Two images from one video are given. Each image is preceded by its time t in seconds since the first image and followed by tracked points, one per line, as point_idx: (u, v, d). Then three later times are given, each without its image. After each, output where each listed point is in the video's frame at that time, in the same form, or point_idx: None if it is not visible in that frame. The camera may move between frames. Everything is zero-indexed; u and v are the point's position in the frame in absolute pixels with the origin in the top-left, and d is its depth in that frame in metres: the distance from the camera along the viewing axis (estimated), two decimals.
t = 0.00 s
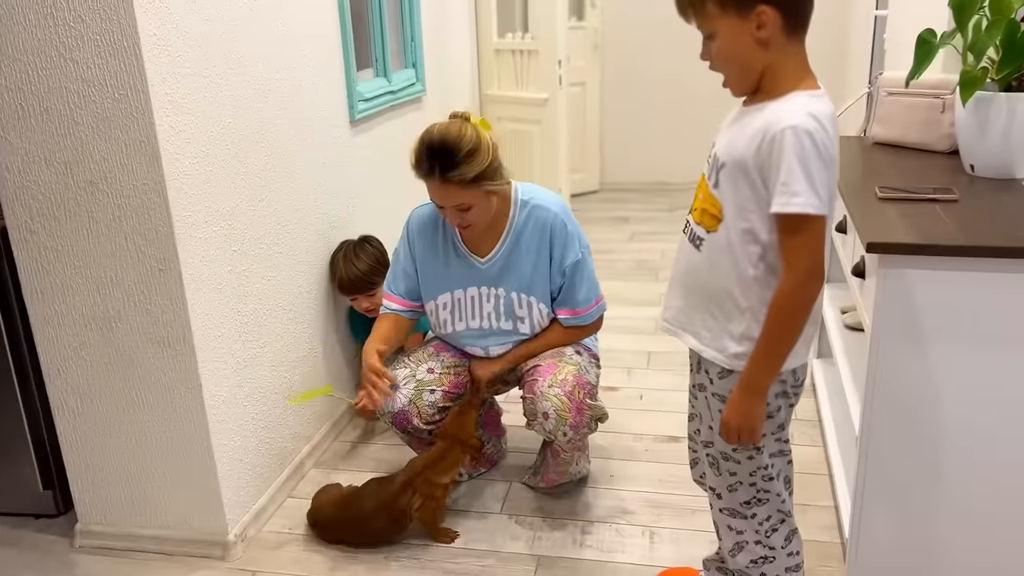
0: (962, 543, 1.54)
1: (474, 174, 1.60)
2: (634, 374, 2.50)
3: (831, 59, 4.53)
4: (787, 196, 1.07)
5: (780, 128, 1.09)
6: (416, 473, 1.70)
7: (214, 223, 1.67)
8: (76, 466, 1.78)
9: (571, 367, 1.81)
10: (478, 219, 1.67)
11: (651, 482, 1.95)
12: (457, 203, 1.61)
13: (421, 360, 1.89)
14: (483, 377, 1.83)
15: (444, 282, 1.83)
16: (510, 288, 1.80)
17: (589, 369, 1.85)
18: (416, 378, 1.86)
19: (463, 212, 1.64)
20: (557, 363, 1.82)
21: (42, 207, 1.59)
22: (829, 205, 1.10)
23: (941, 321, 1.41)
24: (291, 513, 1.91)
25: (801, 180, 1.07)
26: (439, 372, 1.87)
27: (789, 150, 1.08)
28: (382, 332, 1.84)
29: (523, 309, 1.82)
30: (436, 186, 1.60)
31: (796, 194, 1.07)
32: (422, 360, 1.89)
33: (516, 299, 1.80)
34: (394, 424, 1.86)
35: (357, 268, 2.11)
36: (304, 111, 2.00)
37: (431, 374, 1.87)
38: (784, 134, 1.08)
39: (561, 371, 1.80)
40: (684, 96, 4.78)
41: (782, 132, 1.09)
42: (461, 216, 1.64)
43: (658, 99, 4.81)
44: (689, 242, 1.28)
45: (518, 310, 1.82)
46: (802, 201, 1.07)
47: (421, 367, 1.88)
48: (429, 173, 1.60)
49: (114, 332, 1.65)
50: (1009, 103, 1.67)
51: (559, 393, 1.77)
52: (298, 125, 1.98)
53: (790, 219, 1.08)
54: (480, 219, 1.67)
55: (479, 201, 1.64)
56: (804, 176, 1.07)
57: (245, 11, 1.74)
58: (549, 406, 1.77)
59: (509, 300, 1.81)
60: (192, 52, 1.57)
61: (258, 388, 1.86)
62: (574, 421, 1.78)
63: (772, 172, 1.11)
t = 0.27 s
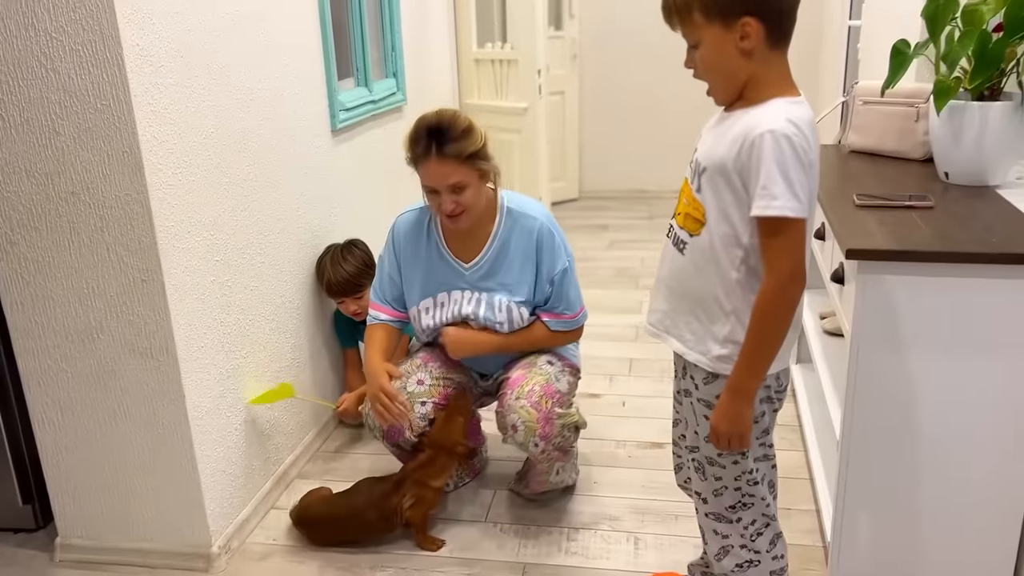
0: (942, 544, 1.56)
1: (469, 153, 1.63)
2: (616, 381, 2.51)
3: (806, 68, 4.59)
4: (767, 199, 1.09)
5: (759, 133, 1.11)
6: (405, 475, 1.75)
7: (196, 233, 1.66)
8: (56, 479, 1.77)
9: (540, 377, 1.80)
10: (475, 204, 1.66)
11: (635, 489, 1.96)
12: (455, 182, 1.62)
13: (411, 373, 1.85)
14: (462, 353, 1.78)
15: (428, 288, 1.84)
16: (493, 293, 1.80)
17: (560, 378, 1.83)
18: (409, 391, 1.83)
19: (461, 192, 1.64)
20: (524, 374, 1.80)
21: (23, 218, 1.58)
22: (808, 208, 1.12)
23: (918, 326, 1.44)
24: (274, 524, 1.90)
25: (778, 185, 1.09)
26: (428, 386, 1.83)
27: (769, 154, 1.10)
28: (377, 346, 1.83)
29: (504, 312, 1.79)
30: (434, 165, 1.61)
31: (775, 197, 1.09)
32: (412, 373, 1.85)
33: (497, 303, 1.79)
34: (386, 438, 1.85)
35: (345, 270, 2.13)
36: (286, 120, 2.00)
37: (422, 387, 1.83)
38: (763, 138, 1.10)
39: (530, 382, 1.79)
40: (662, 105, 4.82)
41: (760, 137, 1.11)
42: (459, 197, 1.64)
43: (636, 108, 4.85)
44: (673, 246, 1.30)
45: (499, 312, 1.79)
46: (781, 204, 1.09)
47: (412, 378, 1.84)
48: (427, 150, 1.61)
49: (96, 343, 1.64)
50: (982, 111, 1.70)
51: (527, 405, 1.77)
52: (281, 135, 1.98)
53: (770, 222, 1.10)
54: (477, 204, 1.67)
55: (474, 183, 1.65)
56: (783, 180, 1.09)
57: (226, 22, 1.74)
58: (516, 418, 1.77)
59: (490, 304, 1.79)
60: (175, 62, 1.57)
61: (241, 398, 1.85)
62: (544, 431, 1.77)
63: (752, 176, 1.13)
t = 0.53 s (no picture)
0: (928, 552, 1.57)
1: (471, 139, 1.71)
2: (603, 391, 2.51)
3: (790, 79, 4.63)
4: (749, 207, 1.10)
5: (741, 142, 1.12)
6: (406, 489, 1.78)
7: (182, 246, 1.66)
8: (40, 495, 1.75)
9: (526, 398, 1.80)
10: (469, 192, 1.72)
11: (623, 500, 1.96)
12: (454, 162, 1.68)
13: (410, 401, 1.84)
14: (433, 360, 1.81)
15: (415, 291, 1.83)
16: (479, 299, 1.80)
17: (546, 398, 1.83)
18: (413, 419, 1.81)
19: (458, 174, 1.70)
20: (508, 393, 1.80)
21: (8, 232, 1.57)
22: (791, 216, 1.13)
23: (902, 334, 1.45)
24: (261, 538, 1.89)
25: (759, 192, 1.10)
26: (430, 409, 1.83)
27: (751, 163, 1.11)
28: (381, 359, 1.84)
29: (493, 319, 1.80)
30: (436, 144, 1.68)
31: (757, 204, 1.10)
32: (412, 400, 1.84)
33: (485, 309, 1.79)
34: (396, 469, 1.80)
35: (342, 275, 2.13)
36: (272, 132, 2.00)
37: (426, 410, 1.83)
38: (744, 147, 1.11)
39: (516, 401, 1.79)
40: (648, 115, 4.84)
41: (742, 146, 1.12)
42: (455, 179, 1.70)
43: (621, 119, 4.87)
44: (659, 255, 1.31)
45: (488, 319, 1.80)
46: (764, 212, 1.09)
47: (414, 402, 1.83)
48: (430, 130, 1.68)
49: (81, 357, 1.63)
50: (962, 124, 1.71)
51: (512, 425, 1.77)
52: (267, 147, 1.98)
53: (753, 230, 1.11)
54: (473, 191, 1.73)
55: (471, 170, 1.72)
56: (765, 188, 1.10)
57: (213, 34, 1.74)
58: (502, 438, 1.77)
59: (478, 310, 1.80)
60: (161, 75, 1.57)
61: (227, 411, 1.84)
62: (528, 451, 1.78)
63: (734, 184, 1.14)
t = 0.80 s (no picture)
0: (920, 561, 1.57)
1: (459, 151, 1.72)
2: (594, 401, 2.52)
3: (779, 88, 4.65)
4: (738, 216, 1.10)
5: (728, 152, 1.13)
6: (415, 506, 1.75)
7: (172, 257, 1.65)
8: (29, 508, 1.74)
9: (537, 395, 1.83)
10: (457, 203, 1.72)
11: (614, 510, 1.96)
12: (442, 171, 1.69)
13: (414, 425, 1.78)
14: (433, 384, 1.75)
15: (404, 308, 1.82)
16: (471, 312, 1.80)
17: (553, 397, 1.86)
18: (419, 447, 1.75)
19: (446, 184, 1.70)
20: (521, 391, 1.82)
21: None
22: (779, 224, 1.13)
23: (891, 344, 1.46)
24: (252, 550, 1.88)
25: (747, 203, 1.10)
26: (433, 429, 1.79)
27: (738, 172, 1.11)
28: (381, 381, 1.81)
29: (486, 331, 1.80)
30: (425, 154, 1.69)
31: (745, 213, 1.10)
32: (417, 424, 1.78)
33: (478, 322, 1.80)
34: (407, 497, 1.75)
35: (346, 281, 2.15)
36: (263, 144, 2.00)
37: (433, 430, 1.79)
38: (731, 156, 1.12)
39: (529, 399, 1.81)
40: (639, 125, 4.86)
41: (729, 155, 1.13)
42: (443, 189, 1.70)
43: (612, 129, 4.89)
44: (649, 267, 1.31)
45: (481, 332, 1.80)
46: (752, 220, 1.10)
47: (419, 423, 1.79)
48: (419, 140, 1.70)
49: (70, 370, 1.62)
50: (950, 133, 1.73)
51: (528, 421, 1.78)
52: (258, 158, 1.98)
53: (742, 238, 1.12)
54: (461, 202, 1.73)
55: (459, 181, 1.72)
56: (753, 197, 1.11)
57: (203, 45, 1.74)
58: (520, 434, 1.77)
59: (471, 322, 1.80)
60: (150, 86, 1.56)
61: (217, 423, 1.84)
62: (544, 447, 1.80)
63: (722, 194, 1.14)
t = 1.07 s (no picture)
0: (917, 569, 1.57)
1: (446, 162, 1.70)
2: (590, 410, 2.51)
3: (773, 97, 4.68)
4: (736, 224, 1.11)
5: (723, 160, 1.13)
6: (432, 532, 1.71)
7: (166, 267, 1.65)
8: (22, 520, 1.73)
9: (559, 384, 1.87)
10: (450, 214, 1.69)
11: (611, 519, 1.96)
12: (435, 184, 1.66)
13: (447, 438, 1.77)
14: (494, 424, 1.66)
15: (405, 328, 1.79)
16: (475, 323, 1.79)
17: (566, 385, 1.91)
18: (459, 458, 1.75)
19: (439, 197, 1.67)
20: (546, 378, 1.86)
21: None
22: (776, 230, 1.14)
23: (886, 352, 1.46)
24: (247, 561, 1.87)
25: (745, 210, 1.11)
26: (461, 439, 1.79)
27: (734, 180, 1.11)
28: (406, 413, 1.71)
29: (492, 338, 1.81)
30: (414, 169, 1.65)
31: (742, 221, 1.11)
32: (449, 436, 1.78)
33: (483, 332, 1.80)
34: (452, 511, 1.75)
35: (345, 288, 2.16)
36: (258, 153, 2.00)
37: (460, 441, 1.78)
38: (726, 165, 1.12)
39: (552, 387, 1.85)
40: (633, 134, 4.87)
41: (725, 163, 1.13)
42: (437, 202, 1.67)
43: (607, 138, 4.91)
44: (645, 276, 1.31)
45: (487, 340, 1.81)
46: (750, 228, 1.10)
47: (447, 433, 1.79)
48: (405, 157, 1.66)
49: (64, 381, 1.62)
50: (942, 142, 1.74)
51: (557, 405, 1.82)
52: (253, 168, 1.98)
53: (740, 246, 1.12)
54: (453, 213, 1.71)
55: (450, 193, 1.70)
56: (750, 205, 1.11)
57: (198, 55, 1.74)
58: (550, 418, 1.80)
59: (476, 333, 1.80)
60: (145, 96, 1.57)
61: (213, 433, 1.83)
62: (571, 430, 1.83)
63: (719, 202, 1.15)
